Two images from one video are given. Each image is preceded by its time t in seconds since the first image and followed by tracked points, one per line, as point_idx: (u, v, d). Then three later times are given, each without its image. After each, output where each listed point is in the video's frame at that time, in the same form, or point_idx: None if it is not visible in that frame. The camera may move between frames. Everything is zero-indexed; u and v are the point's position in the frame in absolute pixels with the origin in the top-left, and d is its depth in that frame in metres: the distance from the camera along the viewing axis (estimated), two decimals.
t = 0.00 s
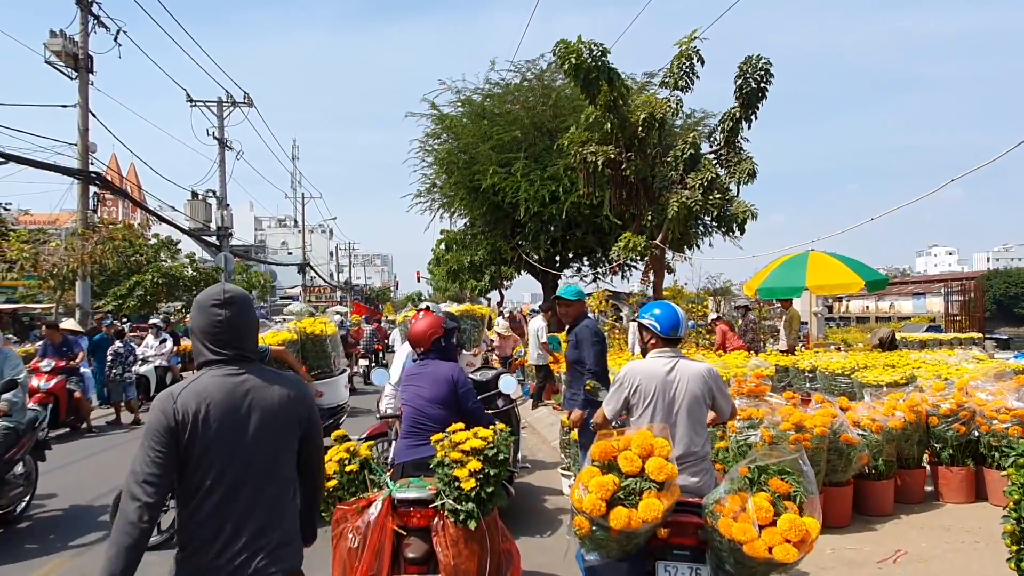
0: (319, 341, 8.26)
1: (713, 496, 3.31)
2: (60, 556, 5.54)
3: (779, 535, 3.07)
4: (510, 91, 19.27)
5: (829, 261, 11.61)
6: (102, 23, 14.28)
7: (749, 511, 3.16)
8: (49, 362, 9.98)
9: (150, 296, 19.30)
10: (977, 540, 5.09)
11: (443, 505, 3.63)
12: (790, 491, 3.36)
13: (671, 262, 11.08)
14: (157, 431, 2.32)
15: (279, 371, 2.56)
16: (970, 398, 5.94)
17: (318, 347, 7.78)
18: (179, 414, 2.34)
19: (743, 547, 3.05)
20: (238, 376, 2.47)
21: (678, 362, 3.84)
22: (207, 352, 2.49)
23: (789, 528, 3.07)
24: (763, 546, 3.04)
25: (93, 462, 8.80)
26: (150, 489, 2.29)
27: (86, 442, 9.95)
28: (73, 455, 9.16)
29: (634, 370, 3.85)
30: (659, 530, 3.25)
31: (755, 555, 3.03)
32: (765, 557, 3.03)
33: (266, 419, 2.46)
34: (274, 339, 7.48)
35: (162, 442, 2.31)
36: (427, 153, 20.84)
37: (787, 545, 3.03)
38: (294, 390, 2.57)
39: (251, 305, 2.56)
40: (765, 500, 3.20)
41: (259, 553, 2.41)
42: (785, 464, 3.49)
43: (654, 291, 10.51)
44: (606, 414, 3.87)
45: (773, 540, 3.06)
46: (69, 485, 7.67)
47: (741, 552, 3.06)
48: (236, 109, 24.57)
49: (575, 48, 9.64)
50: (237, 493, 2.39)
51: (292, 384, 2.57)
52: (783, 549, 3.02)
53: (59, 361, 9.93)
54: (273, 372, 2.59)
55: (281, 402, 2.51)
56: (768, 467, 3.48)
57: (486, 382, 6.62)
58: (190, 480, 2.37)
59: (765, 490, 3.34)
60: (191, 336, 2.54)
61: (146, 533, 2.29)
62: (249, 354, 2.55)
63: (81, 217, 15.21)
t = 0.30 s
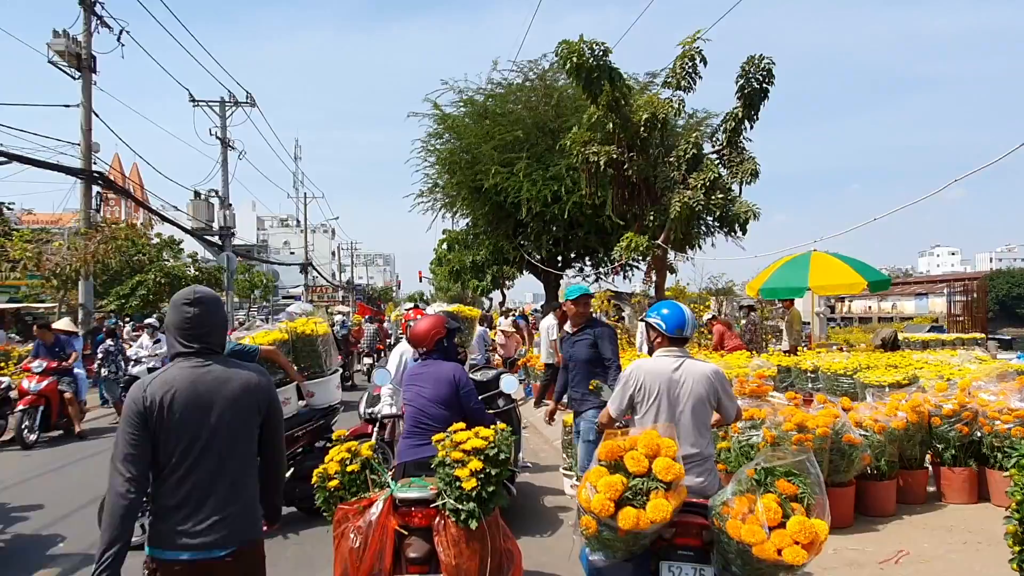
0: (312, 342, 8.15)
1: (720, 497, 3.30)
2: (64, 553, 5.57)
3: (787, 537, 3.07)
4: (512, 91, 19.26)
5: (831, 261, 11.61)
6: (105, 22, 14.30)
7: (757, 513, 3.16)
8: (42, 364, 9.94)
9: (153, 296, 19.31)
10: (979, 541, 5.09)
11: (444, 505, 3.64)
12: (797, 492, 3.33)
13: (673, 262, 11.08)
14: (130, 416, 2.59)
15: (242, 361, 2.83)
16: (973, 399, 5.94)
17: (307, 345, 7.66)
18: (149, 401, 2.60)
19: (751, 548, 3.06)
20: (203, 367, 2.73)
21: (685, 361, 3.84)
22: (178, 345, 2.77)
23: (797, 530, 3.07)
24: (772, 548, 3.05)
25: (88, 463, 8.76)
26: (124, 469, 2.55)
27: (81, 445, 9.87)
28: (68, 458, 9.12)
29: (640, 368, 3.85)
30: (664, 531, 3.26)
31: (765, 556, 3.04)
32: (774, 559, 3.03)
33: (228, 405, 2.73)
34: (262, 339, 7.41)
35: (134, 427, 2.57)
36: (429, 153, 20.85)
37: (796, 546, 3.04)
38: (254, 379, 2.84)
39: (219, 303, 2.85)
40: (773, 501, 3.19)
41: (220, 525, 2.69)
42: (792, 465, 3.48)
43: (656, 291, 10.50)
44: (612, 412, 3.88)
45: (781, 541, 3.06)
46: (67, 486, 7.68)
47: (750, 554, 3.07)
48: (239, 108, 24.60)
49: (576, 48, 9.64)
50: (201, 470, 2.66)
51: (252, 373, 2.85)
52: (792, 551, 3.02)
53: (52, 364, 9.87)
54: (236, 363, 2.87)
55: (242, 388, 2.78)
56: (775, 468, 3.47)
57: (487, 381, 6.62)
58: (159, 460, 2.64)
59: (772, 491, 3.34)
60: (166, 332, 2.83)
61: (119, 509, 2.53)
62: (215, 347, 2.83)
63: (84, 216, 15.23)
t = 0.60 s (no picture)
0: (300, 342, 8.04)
1: (721, 496, 3.31)
2: (68, 551, 5.59)
3: (787, 536, 3.07)
4: (515, 90, 19.23)
5: (834, 261, 11.60)
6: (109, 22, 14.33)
7: (758, 512, 3.16)
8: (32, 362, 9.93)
9: (155, 295, 19.36)
10: (982, 542, 5.08)
11: (446, 504, 3.64)
12: (798, 492, 3.33)
13: (676, 261, 11.07)
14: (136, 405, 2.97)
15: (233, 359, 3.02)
16: (976, 400, 5.93)
17: (293, 344, 7.62)
18: (145, 395, 2.92)
19: (751, 548, 3.07)
20: (195, 365, 2.98)
21: (687, 360, 3.83)
22: (180, 345, 3.04)
23: (797, 529, 3.07)
24: (771, 547, 3.05)
25: (85, 464, 8.74)
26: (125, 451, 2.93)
27: (73, 448, 9.80)
28: (65, 459, 9.11)
29: (642, 368, 3.85)
30: (666, 530, 3.26)
31: (764, 556, 3.04)
32: (774, 559, 3.04)
33: (214, 400, 2.94)
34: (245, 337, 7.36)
35: (130, 416, 2.92)
36: (432, 152, 20.86)
37: (796, 546, 3.04)
38: (244, 376, 3.01)
39: (218, 306, 3.09)
40: (773, 501, 3.18)
41: (205, 509, 2.90)
42: (793, 465, 3.47)
43: (659, 291, 10.50)
44: (614, 412, 3.89)
45: (781, 541, 3.06)
46: (64, 488, 7.66)
47: (751, 553, 3.08)
48: (242, 108, 24.64)
49: (579, 47, 9.64)
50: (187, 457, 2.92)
51: (243, 371, 3.01)
52: (792, 551, 3.02)
53: (44, 364, 9.81)
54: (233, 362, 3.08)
55: (228, 385, 2.97)
56: (776, 467, 3.47)
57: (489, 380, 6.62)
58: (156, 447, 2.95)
59: (773, 490, 3.33)
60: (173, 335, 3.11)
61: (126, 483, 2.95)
62: (214, 347, 3.07)
63: (88, 216, 15.24)
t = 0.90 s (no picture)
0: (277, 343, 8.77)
1: (725, 496, 3.30)
2: (73, 551, 5.62)
3: (793, 536, 3.06)
4: (519, 90, 19.20)
5: (838, 260, 11.58)
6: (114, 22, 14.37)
7: (762, 512, 3.15)
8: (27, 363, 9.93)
9: (160, 294, 19.44)
10: (988, 542, 5.07)
11: (451, 503, 3.65)
12: (802, 491, 3.33)
13: (680, 261, 11.07)
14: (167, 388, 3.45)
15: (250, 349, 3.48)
16: (981, 400, 5.92)
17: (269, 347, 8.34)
18: (174, 377, 3.39)
19: (757, 548, 3.06)
20: (217, 352, 3.46)
21: (690, 360, 3.84)
22: (205, 335, 3.52)
23: (802, 528, 3.07)
24: (778, 547, 3.05)
25: (86, 465, 8.77)
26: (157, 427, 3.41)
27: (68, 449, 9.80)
28: (67, 459, 9.16)
29: (646, 369, 3.85)
30: (669, 530, 3.26)
31: (770, 556, 3.04)
32: (781, 558, 3.03)
33: (233, 384, 3.41)
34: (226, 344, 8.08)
35: (160, 397, 3.39)
36: (436, 152, 20.87)
37: (802, 545, 3.03)
38: (260, 363, 3.47)
39: (239, 300, 3.56)
40: (778, 499, 3.18)
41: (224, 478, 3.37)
42: (797, 464, 3.47)
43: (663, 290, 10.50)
44: (618, 414, 3.89)
45: (787, 540, 3.06)
46: (65, 489, 7.68)
47: (756, 553, 3.07)
48: (246, 108, 24.68)
49: (583, 47, 9.64)
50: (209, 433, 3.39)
51: (259, 360, 3.48)
52: (798, 550, 3.02)
53: (39, 364, 9.80)
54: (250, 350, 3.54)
55: (245, 371, 3.43)
56: (780, 467, 3.46)
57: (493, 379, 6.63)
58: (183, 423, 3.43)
59: (778, 490, 3.33)
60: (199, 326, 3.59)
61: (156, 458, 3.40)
62: (235, 337, 3.54)
63: (93, 216, 15.30)
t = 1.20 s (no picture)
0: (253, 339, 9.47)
1: (732, 497, 3.29)
2: (85, 548, 5.66)
3: (798, 538, 3.07)
4: (527, 90, 19.20)
5: (847, 260, 11.54)
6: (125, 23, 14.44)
7: (768, 513, 3.15)
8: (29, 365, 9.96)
9: (170, 294, 19.57)
10: (999, 543, 5.03)
11: (461, 503, 3.66)
12: (810, 492, 3.32)
13: (688, 261, 11.05)
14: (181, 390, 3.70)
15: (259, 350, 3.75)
16: (992, 400, 5.88)
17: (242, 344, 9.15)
18: (190, 378, 3.63)
19: (761, 550, 3.06)
20: (230, 355, 3.71)
21: (700, 360, 3.83)
22: (218, 339, 3.76)
23: (808, 531, 3.07)
24: (782, 549, 3.05)
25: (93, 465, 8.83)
26: (175, 424, 3.65)
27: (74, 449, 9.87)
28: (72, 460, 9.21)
29: (655, 368, 3.84)
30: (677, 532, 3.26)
31: (774, 558, 3.04)
32: (785, 561, 3.04)
33: (245, 384, 3.68)
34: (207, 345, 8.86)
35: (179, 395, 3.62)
36: (444, 152, 20.90)
37: (807, 548, 3.04)
38: (268, 364, 3.74)
39: (248, 306, 3.80)
40: (784, 502, 3.17)
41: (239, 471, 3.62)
42: (806, 464, 3.46)
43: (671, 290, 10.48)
44: (628, 414, 3.89)
45: (791, 543, 3.06)
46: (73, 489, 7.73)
47: (761, 555, 3.07)
48: (255, 109, 24.78)
49: (591, 46, 9.63)
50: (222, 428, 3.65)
51: (266, 361, 3.74)
52: (802, 553, 3.02)
53: (38, 365, 9.84)
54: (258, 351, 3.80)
55: (254, 371, 3.70)
56: (787, 467, 3.45)
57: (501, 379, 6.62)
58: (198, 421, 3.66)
59: (784, 491, 3.33)
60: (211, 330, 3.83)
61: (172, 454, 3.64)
62: (245, 340, 3.80)
63: (104, 216, 15.39)
